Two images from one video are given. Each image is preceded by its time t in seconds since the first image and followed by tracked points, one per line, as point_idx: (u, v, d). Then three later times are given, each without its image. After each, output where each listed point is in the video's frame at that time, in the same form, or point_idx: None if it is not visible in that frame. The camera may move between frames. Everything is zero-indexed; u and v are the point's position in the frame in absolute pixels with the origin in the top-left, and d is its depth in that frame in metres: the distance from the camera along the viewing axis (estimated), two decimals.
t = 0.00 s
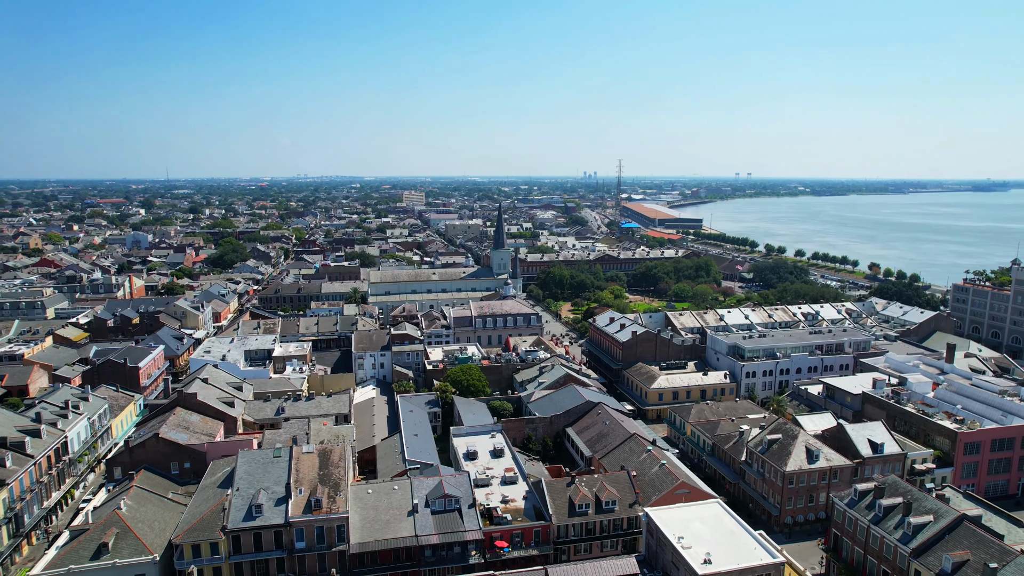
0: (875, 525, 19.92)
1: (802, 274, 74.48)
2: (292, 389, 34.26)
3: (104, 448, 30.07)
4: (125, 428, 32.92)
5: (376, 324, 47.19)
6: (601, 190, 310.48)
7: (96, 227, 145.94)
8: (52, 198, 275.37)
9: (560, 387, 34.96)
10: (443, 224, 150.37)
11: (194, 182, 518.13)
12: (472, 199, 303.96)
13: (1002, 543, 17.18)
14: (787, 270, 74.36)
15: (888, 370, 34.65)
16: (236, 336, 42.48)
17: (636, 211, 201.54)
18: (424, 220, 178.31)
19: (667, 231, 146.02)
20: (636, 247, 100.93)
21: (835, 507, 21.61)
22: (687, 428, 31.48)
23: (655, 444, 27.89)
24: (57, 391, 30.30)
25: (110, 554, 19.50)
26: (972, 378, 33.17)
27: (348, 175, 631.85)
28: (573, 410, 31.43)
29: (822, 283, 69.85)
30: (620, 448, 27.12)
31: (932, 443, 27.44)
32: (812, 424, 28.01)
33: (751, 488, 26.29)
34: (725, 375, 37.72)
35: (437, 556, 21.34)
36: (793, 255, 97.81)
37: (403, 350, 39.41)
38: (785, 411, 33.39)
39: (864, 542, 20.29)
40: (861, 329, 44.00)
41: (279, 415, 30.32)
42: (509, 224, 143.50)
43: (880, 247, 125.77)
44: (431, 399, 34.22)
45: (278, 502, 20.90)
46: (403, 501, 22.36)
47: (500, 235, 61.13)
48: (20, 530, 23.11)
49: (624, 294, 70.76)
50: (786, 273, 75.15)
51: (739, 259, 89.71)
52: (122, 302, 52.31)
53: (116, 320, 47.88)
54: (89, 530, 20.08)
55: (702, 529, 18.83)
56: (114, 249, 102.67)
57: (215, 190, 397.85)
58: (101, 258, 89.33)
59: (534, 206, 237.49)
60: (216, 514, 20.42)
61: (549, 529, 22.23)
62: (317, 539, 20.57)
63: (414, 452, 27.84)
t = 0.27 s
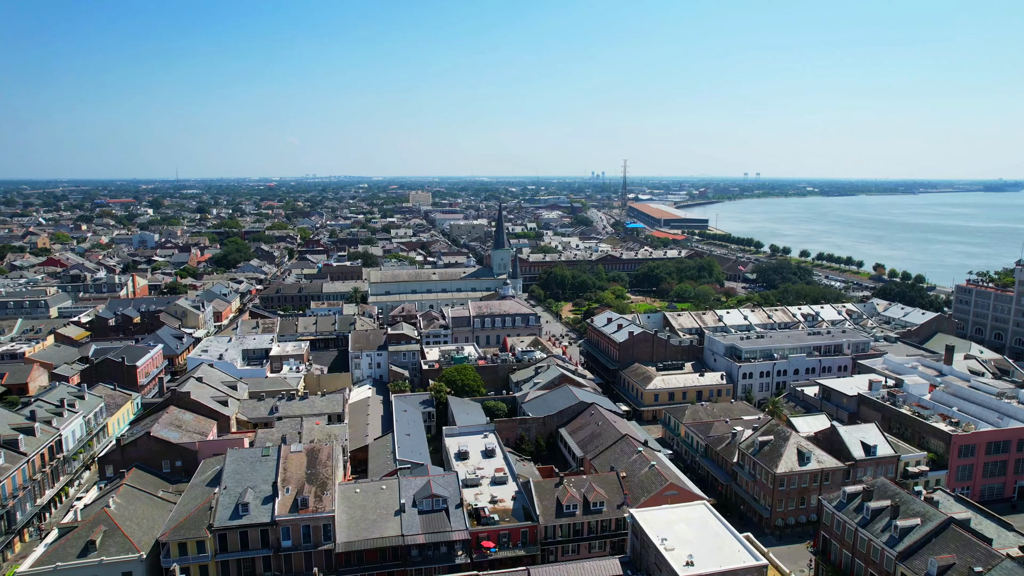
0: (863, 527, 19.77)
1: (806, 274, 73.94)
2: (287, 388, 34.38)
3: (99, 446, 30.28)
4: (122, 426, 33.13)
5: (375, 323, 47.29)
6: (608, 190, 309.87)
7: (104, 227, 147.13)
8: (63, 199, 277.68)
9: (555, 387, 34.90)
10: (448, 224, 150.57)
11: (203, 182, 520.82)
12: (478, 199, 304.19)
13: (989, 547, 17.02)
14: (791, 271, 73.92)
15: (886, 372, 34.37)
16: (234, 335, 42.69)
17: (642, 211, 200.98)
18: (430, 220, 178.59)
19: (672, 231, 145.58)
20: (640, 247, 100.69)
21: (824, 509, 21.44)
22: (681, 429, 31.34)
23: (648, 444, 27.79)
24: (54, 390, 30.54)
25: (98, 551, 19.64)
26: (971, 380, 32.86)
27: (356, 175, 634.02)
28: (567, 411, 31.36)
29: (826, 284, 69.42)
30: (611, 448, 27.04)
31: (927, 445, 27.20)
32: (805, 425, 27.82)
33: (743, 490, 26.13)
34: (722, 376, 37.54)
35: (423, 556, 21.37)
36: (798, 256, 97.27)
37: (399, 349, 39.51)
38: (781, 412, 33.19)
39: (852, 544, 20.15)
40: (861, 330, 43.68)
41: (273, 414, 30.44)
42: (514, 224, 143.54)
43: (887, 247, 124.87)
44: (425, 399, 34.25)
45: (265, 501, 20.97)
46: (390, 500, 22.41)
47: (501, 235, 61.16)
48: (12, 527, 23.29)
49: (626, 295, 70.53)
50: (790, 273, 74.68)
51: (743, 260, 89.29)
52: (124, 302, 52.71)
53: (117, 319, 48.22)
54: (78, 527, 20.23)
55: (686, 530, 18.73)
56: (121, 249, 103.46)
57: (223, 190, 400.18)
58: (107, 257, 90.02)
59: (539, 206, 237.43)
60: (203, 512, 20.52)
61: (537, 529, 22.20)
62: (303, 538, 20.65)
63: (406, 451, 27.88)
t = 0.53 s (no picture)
0: (850, 530, 19.61)
1: (809, 275, 73.50)
2: (283, 387, 34.52)
3: (94, 444, 30.50)
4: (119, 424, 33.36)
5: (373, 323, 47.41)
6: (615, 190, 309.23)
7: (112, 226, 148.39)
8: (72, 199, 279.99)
9: (549, 387, 34.84)
10: (453, 224, 150.77)
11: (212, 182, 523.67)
12: (484, 199, 304.38)
13: (974, 551, 16.85)
14: (794, 271, 73.49)
15: (883, 373, 34.11)
16: (233, 334, 42.91)
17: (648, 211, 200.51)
18: (435, 220, 178.91)
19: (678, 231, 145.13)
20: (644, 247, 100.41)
21: (812, 512, 21.31)
22: (675, 430, 31.24)
23: (639, 445, 27.68)
24: (50, 388, 30.79)
25: (85, 549, 19.77)
26: (969, 381, 32.54)
27: (364, 175, 636.09)
28: (560, 411, 31.32)
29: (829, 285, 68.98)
30: (602, 449, 26.98)
31: (921, 448, 26.98)
32: (798, 427, 27.65)
33: (734, 492, 25.99)
34: (718, 377, 37.39)
35: (410, 556, 21.41)
36: (803, 257, 96.72)
37: (396, 349, 39.84)
38: (776, 413, 33.03)
39: (839, 547, 20.01)
40: (861, 332, 43.36)
41: (267, 413, 30.59)
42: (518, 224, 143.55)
43: (894, 248, 123.99)
44: (419, 398, 34.30)
45: (252, 499, 21.05)
46: (378, 500, 22.45)
47: (501, 235, 61.23)
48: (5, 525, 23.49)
49: (627, 295, 70.36)
50: (793, 274, 74.25)
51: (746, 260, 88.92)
52: (126, 301, 53.11)
53: (119, 318, 48.59)
54: (65, 525, 20.36)
55: (669, 532, 18.64)
56: (127, 248, 104.25)
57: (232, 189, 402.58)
58: (113, 257, 90.74)
59: (545, 207, 237.32)
60: (190, 510, 20.60)
61: (524, 530, 22.18)
62: (289, 537, 20.73)
63: (397, 451, 27.92)
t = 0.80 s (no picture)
0: (836, 533, 19.47)
1: (813, 275, 73.04)
2: (278, 386, 34.65)
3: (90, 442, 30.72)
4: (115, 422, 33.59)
5: (371, 322, 47.55)
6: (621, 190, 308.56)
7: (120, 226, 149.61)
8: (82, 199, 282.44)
9: (544, 388, 34.77)
10: (458, 224, 150.95)
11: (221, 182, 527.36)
12: (491, 199, 304.50)
13: (959, 554, 16.69)
14: (797, 271, 73.12)
15: (880, 375, 33.85)
16: (231, 334, 43.14)
17: (655, 210, 199.99)
18: (441, 220, 179.24)
19: (683, 232, 144.69)
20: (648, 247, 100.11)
21: (801, 514, 21.16)
22: (669, 431, 31.13)
23: (631, 446, 27.57)
24: (47, 386, 31.04)
25: (72, 546, 19.89)
26: (967, 383, 32.23)
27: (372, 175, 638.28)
28: (553, 412, 31.27)
29: (832, 286, 68.60)
30: (593, 450, 26.91)
31: (915, 450, 26.77)
32: (792, 428, 27.47)
33: (725, 493, 25.84)
34: (714, 378, 37.22)
35: (396, 555, 21.46)
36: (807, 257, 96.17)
37: (392, 349, 39.73)
38: (772, 415, 32.84)
39: (826, 550, 19.85)
40: (860, 333, 43.05)
41: (261, 412, 30.72)
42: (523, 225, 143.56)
43: (901, 249, 123.08)
44: (414, 398, 34.36)
45: (239, 498, 21.13)
46: (365, 499, 22.53)
47: (501, 235, 61.39)
48: None
49: (629, 296, 70.18)
50: (796, 275, 73.79)
51: (750, 261, 88.56)
52: (128, 300, 53.49)
53: (120, 317, 48.93)
54: (54, 522, 20.48)
55: (653, 534, 18.55)
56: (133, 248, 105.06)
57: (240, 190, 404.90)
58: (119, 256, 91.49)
59: (551, 207, 237.28)
60: (177, 508, 20.69)
61: (511, 530, 22.16)
62: (276, 535, 20.82)
63: (388, 450, 27.99)
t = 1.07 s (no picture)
0: (823, 536, 19.32)
1: (816, 276, 72.62)
2: (274, 385, 34.80)
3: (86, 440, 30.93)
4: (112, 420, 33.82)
5: (370, 322, 47.66)
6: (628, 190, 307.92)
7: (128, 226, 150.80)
8: (92, 199, 284.76)
9: (539, 388, 34.72)
10: (463, 224, 151.16)
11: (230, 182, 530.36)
12: (497, 199, 304.66)
13: (943, 558, 16.53)
14: (800, 272, 72.73)
15: (877, 376, 33.60)
16: (230, 334, 43.38)
17: (661, 210, 199.50)
18: (446, 220, 179.52)
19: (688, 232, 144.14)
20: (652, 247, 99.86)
21: (789, 516, 21.01)
22: (663, 432, 31.04)
23: (623, 447, 27.46)
24: (44, 385, 31.31)
25: (61, 544, 20.04)
26: (965, 385, 31.93)
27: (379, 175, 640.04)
28: (546, 412, 31.23)
29: (835, 287, 68.19)
30: (584, 451, 26.85)
31: (909, 452, 26.54)
32: (785, 430, 27.31)
33: (716, 495, 25.72)
34: (711, 379, 37.06)
35: (383, 555, 21.51)
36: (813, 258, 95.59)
37: (388, 349, 39.81)
38: (767, 416, 32.68)
39: (813, 553, 19.70)
40: (860, 334, 42.74)
41: (255, 411, 30.86)
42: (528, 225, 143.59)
43: (908, 250, 122.10)
44: (408, 398, 34.42)
45: (227, 496, 21.23)
46: (353, 499, 22.57)
47: (502, 235, 61.47)
48: None
49: (630, 296, 70.02)
50: (799, 275, 73.37)
51: (754, 261, 88.15)
52: (130, 299, 53.89)
53: (121, 316, 49.29)
54: (44, 520, 20.65)
55: (637, 535, 18.47)
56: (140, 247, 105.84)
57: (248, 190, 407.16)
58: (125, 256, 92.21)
59: (557, 207, 237.18)
60: (164, 507, 20.79)
61: (498, 531, 22.15)
62: (263, 534, 20.89)
63: (380, 450, 28.04)
